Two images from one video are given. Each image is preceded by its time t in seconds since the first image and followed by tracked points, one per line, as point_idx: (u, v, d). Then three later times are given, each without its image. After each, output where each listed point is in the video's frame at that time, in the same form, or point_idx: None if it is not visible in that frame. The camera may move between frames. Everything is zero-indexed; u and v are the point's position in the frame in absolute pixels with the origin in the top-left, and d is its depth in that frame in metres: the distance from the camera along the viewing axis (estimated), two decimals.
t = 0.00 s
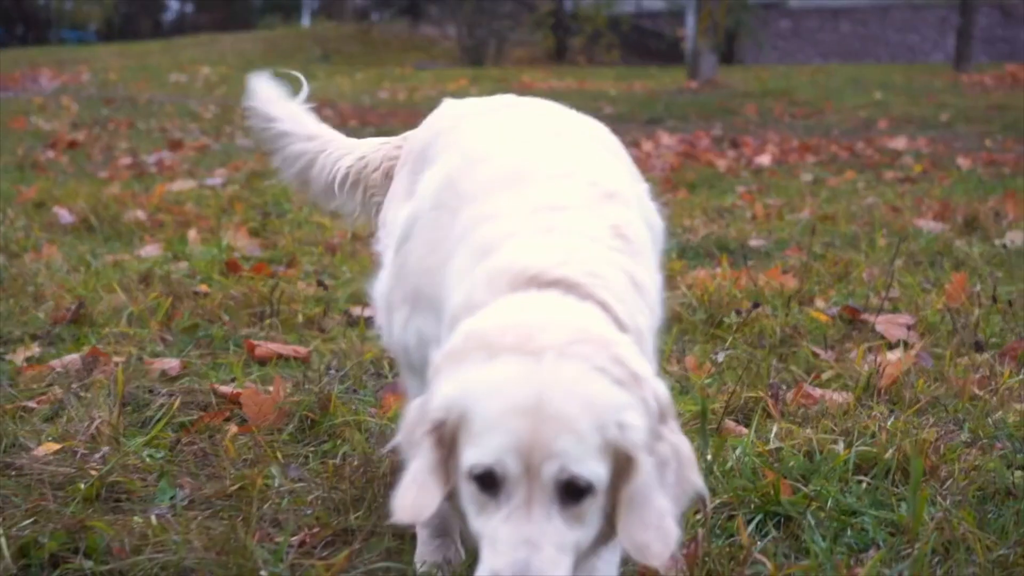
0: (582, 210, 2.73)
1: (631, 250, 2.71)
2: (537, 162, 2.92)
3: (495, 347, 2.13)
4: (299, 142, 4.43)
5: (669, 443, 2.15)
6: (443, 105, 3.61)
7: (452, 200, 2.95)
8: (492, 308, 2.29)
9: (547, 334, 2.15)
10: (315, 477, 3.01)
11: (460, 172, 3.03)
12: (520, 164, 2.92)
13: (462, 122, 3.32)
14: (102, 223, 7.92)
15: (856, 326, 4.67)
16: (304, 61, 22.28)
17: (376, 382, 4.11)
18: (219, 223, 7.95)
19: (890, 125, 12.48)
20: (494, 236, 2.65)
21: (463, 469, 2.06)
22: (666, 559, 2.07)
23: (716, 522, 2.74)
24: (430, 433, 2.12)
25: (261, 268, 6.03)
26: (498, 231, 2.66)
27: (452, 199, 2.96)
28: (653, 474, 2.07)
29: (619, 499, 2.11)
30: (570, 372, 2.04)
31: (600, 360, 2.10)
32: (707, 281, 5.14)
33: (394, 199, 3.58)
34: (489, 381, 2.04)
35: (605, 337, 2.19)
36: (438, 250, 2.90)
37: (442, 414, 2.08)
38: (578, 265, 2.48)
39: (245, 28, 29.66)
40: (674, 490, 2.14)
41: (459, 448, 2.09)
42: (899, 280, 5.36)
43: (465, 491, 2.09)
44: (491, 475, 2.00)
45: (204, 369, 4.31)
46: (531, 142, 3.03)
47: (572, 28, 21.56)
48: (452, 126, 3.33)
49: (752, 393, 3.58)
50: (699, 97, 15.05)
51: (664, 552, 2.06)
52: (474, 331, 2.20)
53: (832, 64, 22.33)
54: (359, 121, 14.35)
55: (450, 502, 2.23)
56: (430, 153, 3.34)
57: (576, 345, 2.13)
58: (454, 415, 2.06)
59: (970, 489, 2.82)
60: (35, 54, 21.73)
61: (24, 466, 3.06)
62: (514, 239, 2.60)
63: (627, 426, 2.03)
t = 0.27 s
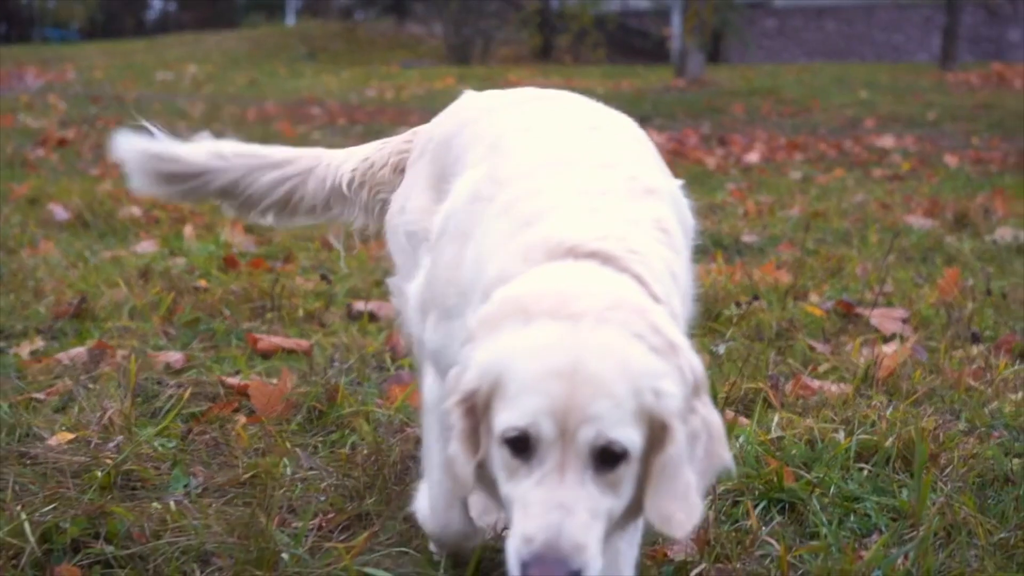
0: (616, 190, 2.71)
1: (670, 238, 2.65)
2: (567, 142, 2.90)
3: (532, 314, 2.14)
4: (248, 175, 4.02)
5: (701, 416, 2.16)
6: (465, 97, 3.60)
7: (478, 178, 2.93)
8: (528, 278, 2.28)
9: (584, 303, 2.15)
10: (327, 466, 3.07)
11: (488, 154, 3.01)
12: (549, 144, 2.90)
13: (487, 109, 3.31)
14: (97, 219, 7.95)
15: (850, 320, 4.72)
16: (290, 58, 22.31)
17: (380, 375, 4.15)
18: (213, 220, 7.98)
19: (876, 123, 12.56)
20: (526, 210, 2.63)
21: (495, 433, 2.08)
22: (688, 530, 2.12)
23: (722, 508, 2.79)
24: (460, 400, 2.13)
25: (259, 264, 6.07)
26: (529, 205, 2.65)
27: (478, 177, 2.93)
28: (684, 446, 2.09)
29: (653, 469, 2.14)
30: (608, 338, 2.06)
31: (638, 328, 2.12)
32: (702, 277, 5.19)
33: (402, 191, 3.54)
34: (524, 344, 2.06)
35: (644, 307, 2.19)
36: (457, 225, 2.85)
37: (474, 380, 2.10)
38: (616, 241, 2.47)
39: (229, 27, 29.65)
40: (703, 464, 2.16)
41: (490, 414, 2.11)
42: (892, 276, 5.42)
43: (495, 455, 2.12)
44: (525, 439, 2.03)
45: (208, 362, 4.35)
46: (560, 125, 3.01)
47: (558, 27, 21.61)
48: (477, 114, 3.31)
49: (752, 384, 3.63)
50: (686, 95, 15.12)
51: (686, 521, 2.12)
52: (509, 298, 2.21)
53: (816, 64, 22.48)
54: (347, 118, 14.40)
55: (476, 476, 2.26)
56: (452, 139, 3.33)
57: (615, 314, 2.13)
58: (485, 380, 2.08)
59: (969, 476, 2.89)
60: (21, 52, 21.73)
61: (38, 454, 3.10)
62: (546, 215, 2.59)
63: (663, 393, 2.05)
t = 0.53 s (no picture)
0: (638, 177, 2.79)
1: (694, 226, 2.73)
2: (586, 133, 2.99)
3: (560, 299, 2.23)
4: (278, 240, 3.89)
5: (734, 384, 2.26)
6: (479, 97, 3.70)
7: (499, 171, 3.04)
8: (558, 261, 2.38)
9: (611, 283, 2.26)
10: (338, 457, 3.13)
11: (508, 148, 3.10)
12: (570, 137, 2.99)
13: (503, 107, 3.40)
14: (92, 217, 7.98)
15: (843, 315, 4.78)
16: (275, 58, 22.32)
17: (383, 370, 4.21)
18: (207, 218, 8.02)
19: (863, 122, 12.64)
20: (552, 199, 2.72)
21: (528, 415, 2.18)
22: (727, 498, 2.22)
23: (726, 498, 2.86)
24: (492, 384, 2.22)
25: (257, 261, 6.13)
26: (554, 196, 2.73)
27: (500, 169, 3.03)
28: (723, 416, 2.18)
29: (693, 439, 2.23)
30: (638, 318, 2.16)
31: (667, 305, 2.22)
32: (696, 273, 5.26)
33: (421, 191, 3.63)
34: (555, 326, 2.16)
35: (672, 285, 2.29)
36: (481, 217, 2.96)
37: (506, 362, 2.19)
38: (643, 224, 2.54)
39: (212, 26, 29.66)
40: (739, 430, 2.28)
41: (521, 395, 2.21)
42: (884, 272, 5.49)
43: (529, 437, 2.21)
44: (560, 419, 2.13)
45: (212, 356, 4.40)
46: (578, 119, 3.10)
47: (544, 27, 21.66)
48: (491, 113, 3.39)
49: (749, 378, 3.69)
50: (674, 95, 15.18)
51: (722, 491, 2.22)
52: (537, 282, 2.31)
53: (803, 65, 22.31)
54: (336, 117, 14.43)
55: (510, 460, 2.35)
56: (467, 135, 3.42)
57: (642, 293, 2.23)
58: (519, 361, 2.17)
59: (967, 465, 2.96)
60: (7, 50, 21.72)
61: (53, 445, 3.15)
62: (572, 203, 2.67)
63: (694, 366, 2.15)
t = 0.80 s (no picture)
0: (654, 167, 2.84)
1: (713, 216, 2.79)
2: (600, 131, 3.05)
3: (588, 292, 2.30)
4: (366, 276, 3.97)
5: (763, 374, 2.33)
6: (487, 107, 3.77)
7: (515, 167, 3.10)
8: (583, 253, 2.45)
9: (638, 273, 2.33)
10: (344, 449, 3.19)
11: (522, 148, 3.17)
12: (586, 136, 3.05)
13: (514, 110, 3.47)
14: (84, 215, 8.01)
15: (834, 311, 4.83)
16: (259, 57, 22.32)
17: (381, 365, 4.26)
18: (199, 216, 8.06)
19: (848, 122, 12.71)
20: (571, 193, 2.78)
21: (556, 406, 2.23)
22: (763, 491, 2.29)
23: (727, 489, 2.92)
24: (521, 371, 2.27)
25: (252, 259, 6.18)
26: (575, 189, 2.79)
27: (516, 167, 3.10)
28: (748, 408, 2.26)
29: (721, 431, 2.30)
30: (669, 308, 2.23)
31: (692, 296, 2.30)
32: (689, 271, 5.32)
33: (436, 201, 3.71)
34: (584, 316, 2.22)
35: (697, 276, 2.37)
36: (497, 214, 3.01)
37: (536, 351, 2.25)
38: (662, 217, 2.60)
39: (195, 25, 29.64)
40: (772, 419, 2.34)
41: (549, 383, 2.26)
42: (874, 269, 5.56)
43: (556, 429, 2.26)
44: (589, 410, 2.18)
45: (211, 351, 4.44)
46: (592, 118, 3.17)
47: (528, 26, 21.70)
48: (504, 118, 3.46)
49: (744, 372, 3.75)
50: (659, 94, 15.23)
51: (759, 484, 2.29)
52: (563, 274, 2.38)
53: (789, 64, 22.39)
54: (323, 117, 14.46)
55: (532, 449, 2.40)
56: (479, 140, 3.50)
57: (669, 284, 2.31)
58: (547, 350, 2.24)
59: (962, 456, 3.04)
60: None
61: (62, 439, 3.21)
62: (590, 197, 2.73)
63: (720, 357, 2.22)
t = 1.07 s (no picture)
0: (673, 167, 2.87)
1: (731, 219, 2.84)
2: (617, 132, 3.09)
3: (614, 283, 2.32)
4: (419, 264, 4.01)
5: (788, 370, 2.34)
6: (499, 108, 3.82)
7: (531, 163, 3.13)
8: (609, 245, 2.47)
9: (663, 266, 2.35)
10: (348, 444, 3.24)
11: (537, 143, 3.19)
12: (602, 137, 3.08)
13: (528, 109, 3.50)
14: (76, 214, 8.05)
15: (824, 307, 4.90)
16: (243, 56, 22.37)
17: (377, 361, 4.31)
18: (191, 215, 8.10)
19: (833, 121, 12.78)
20: (594, 191, 2.81)
21: (579, 396, 2.25)
22: (786, 489, 2.29)
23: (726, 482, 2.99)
24: (545, 360, 2.29)
25: (246, 257, 6.23)
26: (596, 186, 2.83)
27: (531, 162, 3.13)
28: (769, 404, 2.27)
29: (740, 425, 2.31)
30: (695, 301, 2.25)
31: (718, 291, 2.32)
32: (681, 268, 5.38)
33: (450, 202, 3.77)
34: (610, 307, 2.24)
35: (722, 271, 2.39)
36: (513, 206, 3.04)
37: (561, 341, 2.27)
38: (687, 217, 2.64)
39: (177, 24, 29.62)
40: (798, 423, 2.33)
41: (574, 374, 2.28)
42: (863, 267, 5.62)
43: (578, 420, 2.28)
44: (613, 402, 2.20)
45: (210, 347, 4.48)
46: (608, 121, 3.19)
47: (512, 26, 21.74)
48: (518, 117, 3.48)
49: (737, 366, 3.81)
50: (646, 94, 15.29)
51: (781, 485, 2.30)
52: (588, 265, 2.40)
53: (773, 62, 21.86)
54: (309, 116, 14.50)
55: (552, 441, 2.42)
56: (490, 135, 3.53)
57: (694, 278, 2.33)
58: (573, 339, 2.25)
59: (954, 448, 3.12)
60: None
61: (70, 433, 3.26)
62: (613, 195, 2.76)
63: (744, 351, 2.24)
